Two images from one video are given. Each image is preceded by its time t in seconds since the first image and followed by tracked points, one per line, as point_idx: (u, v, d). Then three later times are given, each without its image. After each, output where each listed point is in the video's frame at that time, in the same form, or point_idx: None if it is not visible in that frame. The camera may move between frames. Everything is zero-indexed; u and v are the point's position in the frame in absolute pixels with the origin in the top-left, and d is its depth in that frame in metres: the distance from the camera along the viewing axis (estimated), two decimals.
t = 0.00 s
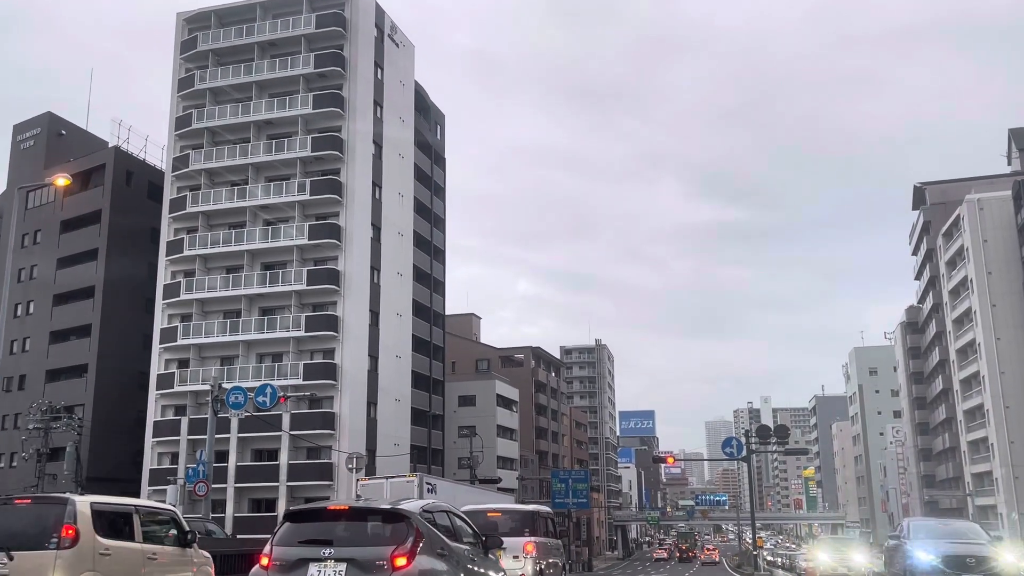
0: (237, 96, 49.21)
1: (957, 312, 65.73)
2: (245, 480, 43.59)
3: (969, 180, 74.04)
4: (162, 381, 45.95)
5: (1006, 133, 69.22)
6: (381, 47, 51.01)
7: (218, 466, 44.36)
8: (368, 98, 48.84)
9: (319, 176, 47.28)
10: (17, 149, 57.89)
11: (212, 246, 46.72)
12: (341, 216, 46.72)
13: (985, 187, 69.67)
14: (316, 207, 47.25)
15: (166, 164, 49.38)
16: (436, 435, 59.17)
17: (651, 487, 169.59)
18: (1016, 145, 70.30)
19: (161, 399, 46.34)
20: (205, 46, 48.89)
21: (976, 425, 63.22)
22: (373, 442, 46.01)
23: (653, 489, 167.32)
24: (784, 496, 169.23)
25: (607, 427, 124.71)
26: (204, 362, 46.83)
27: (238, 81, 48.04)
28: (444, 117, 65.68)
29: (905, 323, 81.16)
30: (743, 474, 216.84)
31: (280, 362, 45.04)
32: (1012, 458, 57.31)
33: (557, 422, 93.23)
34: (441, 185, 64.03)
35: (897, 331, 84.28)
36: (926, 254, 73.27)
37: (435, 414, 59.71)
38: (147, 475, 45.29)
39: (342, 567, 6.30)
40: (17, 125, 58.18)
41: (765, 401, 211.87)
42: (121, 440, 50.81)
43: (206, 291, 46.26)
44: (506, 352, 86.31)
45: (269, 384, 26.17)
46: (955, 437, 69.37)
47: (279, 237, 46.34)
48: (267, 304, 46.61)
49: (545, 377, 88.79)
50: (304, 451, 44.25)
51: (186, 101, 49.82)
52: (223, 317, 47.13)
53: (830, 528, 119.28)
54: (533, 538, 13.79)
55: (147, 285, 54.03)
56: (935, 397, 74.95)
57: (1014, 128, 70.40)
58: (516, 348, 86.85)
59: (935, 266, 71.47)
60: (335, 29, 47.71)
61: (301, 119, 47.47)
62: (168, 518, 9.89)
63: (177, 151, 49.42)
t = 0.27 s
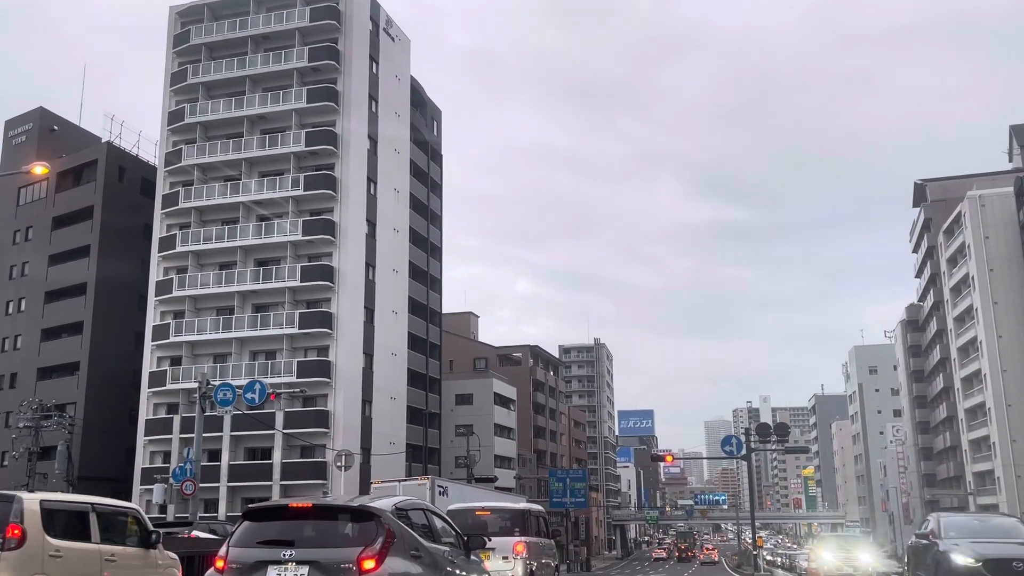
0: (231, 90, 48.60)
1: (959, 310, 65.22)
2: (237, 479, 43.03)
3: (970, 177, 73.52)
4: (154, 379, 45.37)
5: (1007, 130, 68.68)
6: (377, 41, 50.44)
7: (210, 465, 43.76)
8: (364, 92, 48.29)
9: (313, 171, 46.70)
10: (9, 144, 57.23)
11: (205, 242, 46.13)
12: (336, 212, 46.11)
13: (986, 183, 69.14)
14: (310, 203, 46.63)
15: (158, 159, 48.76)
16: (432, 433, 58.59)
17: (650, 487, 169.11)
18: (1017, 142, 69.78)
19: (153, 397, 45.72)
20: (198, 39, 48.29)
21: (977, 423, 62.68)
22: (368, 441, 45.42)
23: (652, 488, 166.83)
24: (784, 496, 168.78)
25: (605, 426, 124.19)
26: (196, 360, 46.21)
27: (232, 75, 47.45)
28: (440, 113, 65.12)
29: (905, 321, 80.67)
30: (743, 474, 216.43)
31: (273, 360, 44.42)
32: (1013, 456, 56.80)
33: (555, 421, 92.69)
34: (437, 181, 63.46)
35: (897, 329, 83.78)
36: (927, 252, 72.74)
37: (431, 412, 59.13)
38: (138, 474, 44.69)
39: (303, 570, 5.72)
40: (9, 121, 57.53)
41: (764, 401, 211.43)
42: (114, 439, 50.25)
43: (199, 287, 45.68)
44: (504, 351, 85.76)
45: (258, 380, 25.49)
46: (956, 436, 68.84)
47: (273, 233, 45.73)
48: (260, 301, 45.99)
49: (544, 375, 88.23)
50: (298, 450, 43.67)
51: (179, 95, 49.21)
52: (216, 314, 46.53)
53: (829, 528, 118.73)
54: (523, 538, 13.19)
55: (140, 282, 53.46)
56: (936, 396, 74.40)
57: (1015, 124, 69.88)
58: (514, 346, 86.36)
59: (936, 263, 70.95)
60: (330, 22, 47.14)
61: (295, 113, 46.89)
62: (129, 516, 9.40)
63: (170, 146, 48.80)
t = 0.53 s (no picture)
0: (224, 84, 47.99)
1: (960, 307, 64.68)
2: (230, 478, 42.43)
3: (971, 174, 72.97)
4: (146, 377, 44.77)
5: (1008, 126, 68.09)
6: (372, 35, 49.86)
7: (202, 464, 43.16)
8: (358, 87, 47.70)
9: (307, 167, 46.10)
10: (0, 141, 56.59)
11: (198, 238, 45.52)
12: (330, 208, 45.51)
13: (987, 180, 68.59)
14: (304, 198, 46.02)
15: (151, 155, 48.14)
16: (429, 432, 58.00)
17: (649, 486, 168.59)
18: (1019, 138, 69.23)
19: (145, 395, 45.11)
20: (191, 33, 47.68)
21: (979, 422, 62.13)
22: (363, 439, 44.83)
23: (651, 488, 166.31)
24: (783, 495, 168.24)
25: (604, 425, 123.59)
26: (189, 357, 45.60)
27: (225, 70, 46.85)
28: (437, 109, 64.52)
29: (906, 319, 80.13)
30: (742, 473, 216.07)
31: (267, 357, 43.84)
32: (1015, 456, 56.24)
33: (554, 420, 92.13)
34: (434, 178, 62.88)
35: (897, 328, 83.23)
36: (928, 249, 72.20)
37: (428, 411, 58.55)
38: (130, 473, 44.09)
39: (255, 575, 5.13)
40: (1, 117, 56.90)
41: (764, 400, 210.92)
42: (106, 437, 49.68)
43: (191, 284, 45.09)
44: (502, 350, 85.18)
45: (246, 376, 24.92)
46: (957, 435, 68.30)
47: (267, 229, 45.13)
48: (254, 298, 45.38)
49: (542, 374, 87.66)
50: (292, 449, 43.07)
51: (172, 90, 48.57)
52: (209, 311, 45.91)
53: (829, 528, 118.16)
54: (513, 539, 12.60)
55: (133, 280, 52.87)
56: (937, 394, 73.83)
57: (1017, 121, 69.35)
58: (512, 345, 85.79)
59: (936, 261, 70.40)
60: (324, 16, 46.54)
61: (288, 107, 46.30)
62: (86, 515, 8.87)
63: (163, 141, 48.19)
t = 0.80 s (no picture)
0: (217, 78, 47.37)
1: (961, 305, 64.11)
2: (222, 478, 41.81)
3: (973, 171, 72.41)
4: (138, 374, 44.17)
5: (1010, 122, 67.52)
6: (367, 29, 49.28)
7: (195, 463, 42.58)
8: (353, 81, 47.11)
9: (301, 162, 45.50)
10: None
11: (191, 234, 44.92)
12: (324, 203, 44.89)
13: (988, 176, 68.04)
14: (298, 194, 45.43)
15: (143, 150, 47.50)
16: (425, 431, 57.41)
17: (649, 486, 168.07)
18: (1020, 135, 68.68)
19: (137, 393, 44.49)
20: (184, 27, 47.08)
21: (980, 421, 61.57)
22: (358, 438, 44.25)
23: (650, 488, 165.71)
24: (782, 495, 167.69)
25: (603, 425, 123.03)
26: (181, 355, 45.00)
27: (218, 64, 46.24)
28: (434, 105, 63.94)
29: (907, 318, 79.57)
30: (742, 473, 215.44)
31: (260, 355, 43.27)
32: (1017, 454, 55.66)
33: (553, 419, 91.53)
34: (431, 175, 62.31)
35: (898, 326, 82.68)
36: (929, 247, 71.65)
37: (424, 410, 57.97)
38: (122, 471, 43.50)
39: None
40: None
41: (763, 400, 210.50)
42: (98, 436, 49.08)
43: (184, 281, 44.49)
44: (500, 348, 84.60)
45: (234, 372, 24.38)
46: (958, 433, 67.73)
47: (260, 224, 44.57)
48: (247, 295, 44.79)
49: (540, 373, 87.11)
50: (285, 448, 42.46)
51: (164, 84, 47.94)
52: (202, 308, 45.31)
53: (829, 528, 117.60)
54: (503, 540, 12.03)
55: (126, 277, 52.27)
56: (938, 393, 73.23)
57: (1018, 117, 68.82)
58: (510, 344, 85.22)
59: (937, 258, 69.83)
60: (318, 9, 45.95)
61: (282, 102, 45.70)
62: (37, 514, 8.46)
63: (155, 137, 47.56)
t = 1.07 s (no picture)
0: (211, 72, 46.76)
1: (963, 302, 63.54)
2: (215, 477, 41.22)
3: (974, 168, 71.85)
4: (130, 372, 43.58)
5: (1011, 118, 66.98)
6: (362, 22, 48.70)
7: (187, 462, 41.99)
8: (348, 75, 46.52)
9: (295, 156, 44.91)
10: None
11: (183, 230, 44.33)
12: (318, 199, 44.29)
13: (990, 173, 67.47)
14: (292, 189, 44.84)
15: (135, 145, 46.88)
16: (422, 430, 56.84)
17: (648, 485, 167.53)
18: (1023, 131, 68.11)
19: (129, 391, 43.88)
20: (177, 20, 46.47)
21: (982, 419, 61.01)
22: (352, 436, 43.65)
23: (649, 487, 165.16)
24: (782, 494, 167.11)
25: (603, 424, 122.44)
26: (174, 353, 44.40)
27: (211, 57, 45.64)
28: (431, 101, 63.36)
29: (907, 316, 79.01)
30: (742, 473, 214.80)
31: (253, 352, 42.69)
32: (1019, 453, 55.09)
33: (551, 418, 90.92)
34: (427, 171, 61.73)
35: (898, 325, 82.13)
36: (930, 244, 71.08)
37: (421, 408, 57.39)
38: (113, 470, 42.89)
39: None
40: None
41: (762, 399, 210.03)
42: (90, 435, 48.50)
43: (176, 277, 43.89)
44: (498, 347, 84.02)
45: (222, 369, 23.80)
46: (960, 432, 67.18)
47: (253, 220, 43.99)
48: (240, 291, 44.20)
49: (539, 372, 86.54)
50: (279, 447, 41.88)
51: (157, 79, 47.31)
52: (195, 305, 44.70)
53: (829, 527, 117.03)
54: (491, 539, 11.45)
55: (119, 274, 51.67)
56: (939, 392, 72.64)
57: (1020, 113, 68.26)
58: (508, 342, 84.66)
59: (939, 256, 69.26)
60: (313, 2, 45.36)
61: (276, 96, 45.11)
62: None
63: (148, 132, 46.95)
